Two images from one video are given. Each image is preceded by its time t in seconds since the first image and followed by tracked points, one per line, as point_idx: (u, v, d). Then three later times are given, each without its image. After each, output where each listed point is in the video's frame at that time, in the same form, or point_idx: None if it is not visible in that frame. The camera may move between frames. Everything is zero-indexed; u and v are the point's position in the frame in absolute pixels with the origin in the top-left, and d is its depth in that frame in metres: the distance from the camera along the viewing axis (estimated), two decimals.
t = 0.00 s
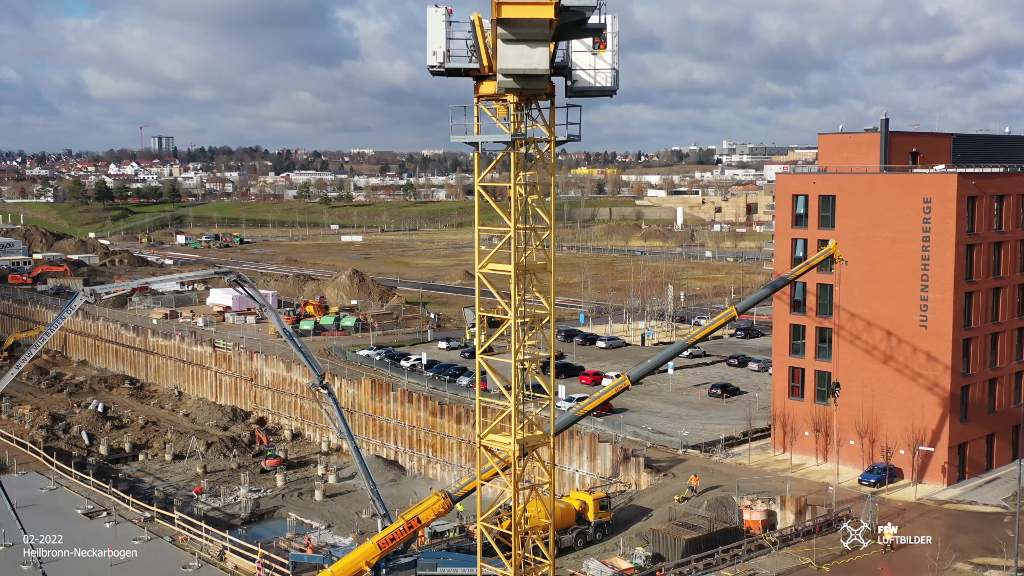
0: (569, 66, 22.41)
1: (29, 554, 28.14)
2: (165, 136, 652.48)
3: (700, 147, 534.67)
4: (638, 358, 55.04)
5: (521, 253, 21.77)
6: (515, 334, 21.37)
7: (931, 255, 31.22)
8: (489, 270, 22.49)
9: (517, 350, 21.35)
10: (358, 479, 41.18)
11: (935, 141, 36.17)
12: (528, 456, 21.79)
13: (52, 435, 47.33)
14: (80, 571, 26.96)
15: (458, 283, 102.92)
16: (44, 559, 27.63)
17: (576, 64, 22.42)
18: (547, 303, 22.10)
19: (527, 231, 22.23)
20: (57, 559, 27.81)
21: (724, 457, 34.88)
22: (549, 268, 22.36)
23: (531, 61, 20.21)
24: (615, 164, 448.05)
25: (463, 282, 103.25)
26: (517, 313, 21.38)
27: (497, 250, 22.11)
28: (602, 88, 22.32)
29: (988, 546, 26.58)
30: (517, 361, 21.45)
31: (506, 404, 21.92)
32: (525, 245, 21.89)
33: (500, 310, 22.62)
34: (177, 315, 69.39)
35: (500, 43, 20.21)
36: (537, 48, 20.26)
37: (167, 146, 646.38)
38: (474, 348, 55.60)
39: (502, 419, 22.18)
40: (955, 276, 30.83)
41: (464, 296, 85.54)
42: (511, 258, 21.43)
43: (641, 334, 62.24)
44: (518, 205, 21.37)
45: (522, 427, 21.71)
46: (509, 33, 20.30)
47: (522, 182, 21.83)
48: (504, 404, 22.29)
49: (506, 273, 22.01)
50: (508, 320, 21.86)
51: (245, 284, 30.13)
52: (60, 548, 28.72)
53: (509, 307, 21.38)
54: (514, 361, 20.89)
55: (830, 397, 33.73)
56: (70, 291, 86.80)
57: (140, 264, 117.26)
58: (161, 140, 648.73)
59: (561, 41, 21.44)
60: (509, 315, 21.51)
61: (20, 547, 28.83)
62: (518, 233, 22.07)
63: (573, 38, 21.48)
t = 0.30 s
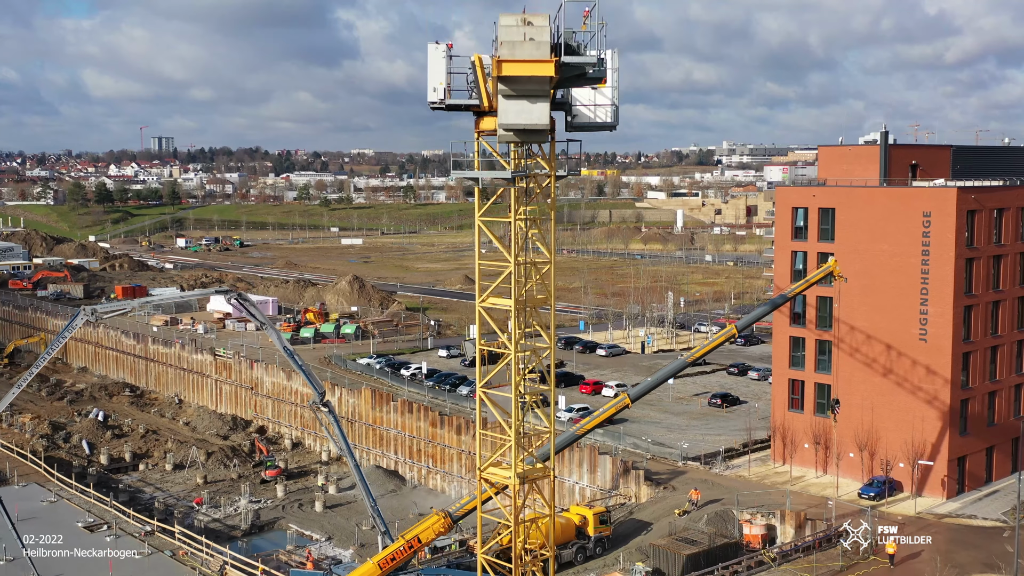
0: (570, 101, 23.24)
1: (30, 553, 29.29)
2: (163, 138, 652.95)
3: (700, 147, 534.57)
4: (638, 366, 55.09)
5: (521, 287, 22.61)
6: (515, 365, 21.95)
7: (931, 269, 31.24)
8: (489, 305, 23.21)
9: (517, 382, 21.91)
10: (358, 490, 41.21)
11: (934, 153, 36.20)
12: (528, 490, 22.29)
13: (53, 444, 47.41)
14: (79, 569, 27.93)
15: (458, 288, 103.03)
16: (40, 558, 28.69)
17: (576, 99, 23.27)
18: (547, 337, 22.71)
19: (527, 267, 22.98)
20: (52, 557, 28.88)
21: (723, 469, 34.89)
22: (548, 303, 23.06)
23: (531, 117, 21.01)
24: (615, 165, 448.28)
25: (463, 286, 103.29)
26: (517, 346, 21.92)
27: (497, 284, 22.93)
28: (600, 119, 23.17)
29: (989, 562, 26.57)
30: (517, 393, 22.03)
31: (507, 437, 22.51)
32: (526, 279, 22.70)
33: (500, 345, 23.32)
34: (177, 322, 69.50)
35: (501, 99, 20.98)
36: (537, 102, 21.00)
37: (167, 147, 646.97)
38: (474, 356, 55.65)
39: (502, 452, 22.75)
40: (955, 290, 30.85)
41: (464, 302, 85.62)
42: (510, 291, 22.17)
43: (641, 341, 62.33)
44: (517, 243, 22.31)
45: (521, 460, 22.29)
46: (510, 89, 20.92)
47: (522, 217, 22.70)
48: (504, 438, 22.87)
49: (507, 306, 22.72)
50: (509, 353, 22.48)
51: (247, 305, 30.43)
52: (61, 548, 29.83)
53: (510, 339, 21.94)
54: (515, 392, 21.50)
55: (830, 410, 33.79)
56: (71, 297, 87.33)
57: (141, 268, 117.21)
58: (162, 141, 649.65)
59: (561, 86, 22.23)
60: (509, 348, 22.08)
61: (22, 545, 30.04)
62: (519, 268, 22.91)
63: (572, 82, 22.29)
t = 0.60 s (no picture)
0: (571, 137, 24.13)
1: (30, 553, 30.52)
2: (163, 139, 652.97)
3: (700, 148, 534.19)
4: (638, 374, 55.13)
5: (521, 324, 23.72)
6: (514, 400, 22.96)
7: (930, 283, 31.27)
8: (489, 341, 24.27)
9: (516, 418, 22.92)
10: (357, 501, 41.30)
11: (934, 165, 36.23)
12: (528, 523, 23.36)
13: (53, 454, 47.44)
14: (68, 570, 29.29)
15: (458, 292, 103.15)
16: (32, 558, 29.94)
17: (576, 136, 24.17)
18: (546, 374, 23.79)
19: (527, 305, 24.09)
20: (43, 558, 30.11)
21: (723, 482, 34.93)
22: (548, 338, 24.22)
23: (531, 174, 21.63)
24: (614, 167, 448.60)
25: (463, 291, 103.28)
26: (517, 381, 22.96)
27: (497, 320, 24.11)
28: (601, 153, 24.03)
29: None
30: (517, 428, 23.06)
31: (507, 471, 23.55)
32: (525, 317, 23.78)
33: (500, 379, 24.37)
34: (177, 329, 69.60)
35: (501, 156, 21.62)
36: (538, 160, 21.61)
37: (167, 147, 647.47)
38: (474, 364, 55.73)
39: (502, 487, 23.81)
40: (953, 305, 30.86)
41: (464, 308, 85.72)
42: (511, 327, 23.37)
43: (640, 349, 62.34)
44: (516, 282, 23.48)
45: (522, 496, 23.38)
46: (510, 147, 21.57)
47: (522, 254, 23.92)
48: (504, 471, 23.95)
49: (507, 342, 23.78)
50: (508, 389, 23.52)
51: (247, 322, 28.87)
52: (60, 548, 31.03)
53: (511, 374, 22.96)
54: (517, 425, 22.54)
55: (829, 422, 33.88)
56: (71, 302, 87.14)
57: (140, 272, 117.16)
58: (162, 141, 651.12)
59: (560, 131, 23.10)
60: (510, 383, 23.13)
61: (24, 546, 31.26)
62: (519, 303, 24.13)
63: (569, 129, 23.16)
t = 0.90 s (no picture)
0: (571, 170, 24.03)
1: (30, 553, 31.44)
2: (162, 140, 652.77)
3: (700, 148, 534.11)
4: (638, 383, 55.22)
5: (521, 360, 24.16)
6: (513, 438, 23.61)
7: (929, 297, 31.29)
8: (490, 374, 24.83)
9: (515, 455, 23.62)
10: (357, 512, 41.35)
11: (933, 178, 36.41)
12: (527, 556, 24.58)
13: (53, 463, 47.47)
14: (63, 569, 30.43)
15: (458, 298, 103.22)
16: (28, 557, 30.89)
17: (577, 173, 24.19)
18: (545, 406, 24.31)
19: (526, 339, 24.48)
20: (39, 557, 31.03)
21: (723, 494, 34.96)
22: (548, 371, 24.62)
23: (531, 228, 23.32)
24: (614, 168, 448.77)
25: (463, 296, 103.36)
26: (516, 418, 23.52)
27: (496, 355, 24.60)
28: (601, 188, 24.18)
29: None
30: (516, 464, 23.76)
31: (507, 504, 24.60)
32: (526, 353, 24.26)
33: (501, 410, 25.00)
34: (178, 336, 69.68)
35: (501, 213, 23.33)
36: (537, 215, 23.29)
37: (167, 148, 647.42)
38: (473, 372, 55.81)
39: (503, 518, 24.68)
40: (952, 319, 30.88)
41: (464, 313, 85.80)
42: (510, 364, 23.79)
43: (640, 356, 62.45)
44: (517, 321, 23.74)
45: (521, 529, 24.51)
46: (509, 204, 23.37)
47: (522, 290, 24.26)
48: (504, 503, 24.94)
49: (507, 376, 24.24)
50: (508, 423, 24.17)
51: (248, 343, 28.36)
52: (59, 548, 32.21)
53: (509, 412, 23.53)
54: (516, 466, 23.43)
55: (828, 435, 33.95)
56: (71, 309, 87.13)
57: (140, 277, 117.18)
58: (161, 142, 651.69)
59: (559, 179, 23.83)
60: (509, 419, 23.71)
61: (25, 545, 32.27)
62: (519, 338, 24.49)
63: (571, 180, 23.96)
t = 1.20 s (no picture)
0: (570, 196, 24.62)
1: (30, 553, 32.67)
2: (161, 140, 652.48)
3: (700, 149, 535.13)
4: (637, 392, 55.24)
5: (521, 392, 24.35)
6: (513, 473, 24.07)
7: (928, 311, 31.34)
8: (490, 405, 25.05)
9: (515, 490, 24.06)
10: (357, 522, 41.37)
11: (933, 190, 36.43)
12: None
13: (53, 472, 47.49)
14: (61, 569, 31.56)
15: (458, 303, 103.39)
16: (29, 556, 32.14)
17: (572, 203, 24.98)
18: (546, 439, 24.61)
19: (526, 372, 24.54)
20: (39, 557, 32.34)
21: (723, 506, 34.99)
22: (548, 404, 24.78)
23: (531, 281, 22.38)
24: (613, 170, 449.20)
25: (463, 301, 103.52)
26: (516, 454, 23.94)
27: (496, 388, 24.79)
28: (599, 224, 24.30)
29: None
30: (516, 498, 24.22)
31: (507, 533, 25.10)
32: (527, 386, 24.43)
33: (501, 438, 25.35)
34: (178, 343, 69.77)
35: (501, 265, 22.31)
36: (536, 267, 22.38)
37: (167, 149, 648.12)
38: (473, 380, 55.83)
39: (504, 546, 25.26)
40: (952, 333, 30.91)
41: (464, 319, 85.90)
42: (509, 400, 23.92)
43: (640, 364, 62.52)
44: (516, 359, 23.81)
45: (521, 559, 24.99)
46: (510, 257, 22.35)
47: (522, 325, 24.19)
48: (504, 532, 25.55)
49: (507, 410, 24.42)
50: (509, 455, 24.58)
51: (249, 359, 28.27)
52: (58, 548, 33.29)
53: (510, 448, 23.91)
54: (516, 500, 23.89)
55: (827, 447, 34.04)
56: (71, 314, 87.15)
57: (140, 281, 117.32)
58: (162, 142, 652.57)
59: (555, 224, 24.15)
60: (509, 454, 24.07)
61: (25, 546, 33.52)
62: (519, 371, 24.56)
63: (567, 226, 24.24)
